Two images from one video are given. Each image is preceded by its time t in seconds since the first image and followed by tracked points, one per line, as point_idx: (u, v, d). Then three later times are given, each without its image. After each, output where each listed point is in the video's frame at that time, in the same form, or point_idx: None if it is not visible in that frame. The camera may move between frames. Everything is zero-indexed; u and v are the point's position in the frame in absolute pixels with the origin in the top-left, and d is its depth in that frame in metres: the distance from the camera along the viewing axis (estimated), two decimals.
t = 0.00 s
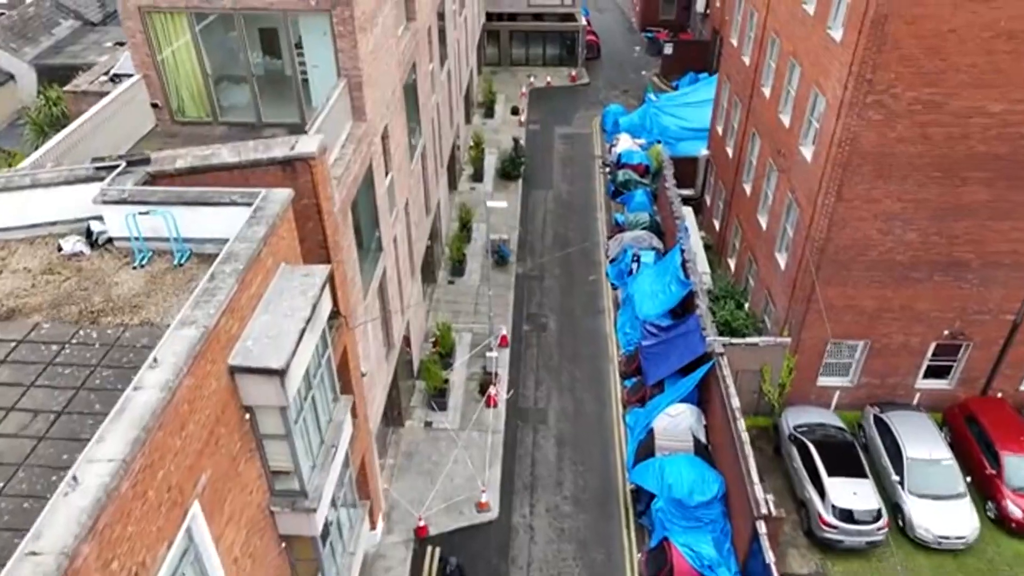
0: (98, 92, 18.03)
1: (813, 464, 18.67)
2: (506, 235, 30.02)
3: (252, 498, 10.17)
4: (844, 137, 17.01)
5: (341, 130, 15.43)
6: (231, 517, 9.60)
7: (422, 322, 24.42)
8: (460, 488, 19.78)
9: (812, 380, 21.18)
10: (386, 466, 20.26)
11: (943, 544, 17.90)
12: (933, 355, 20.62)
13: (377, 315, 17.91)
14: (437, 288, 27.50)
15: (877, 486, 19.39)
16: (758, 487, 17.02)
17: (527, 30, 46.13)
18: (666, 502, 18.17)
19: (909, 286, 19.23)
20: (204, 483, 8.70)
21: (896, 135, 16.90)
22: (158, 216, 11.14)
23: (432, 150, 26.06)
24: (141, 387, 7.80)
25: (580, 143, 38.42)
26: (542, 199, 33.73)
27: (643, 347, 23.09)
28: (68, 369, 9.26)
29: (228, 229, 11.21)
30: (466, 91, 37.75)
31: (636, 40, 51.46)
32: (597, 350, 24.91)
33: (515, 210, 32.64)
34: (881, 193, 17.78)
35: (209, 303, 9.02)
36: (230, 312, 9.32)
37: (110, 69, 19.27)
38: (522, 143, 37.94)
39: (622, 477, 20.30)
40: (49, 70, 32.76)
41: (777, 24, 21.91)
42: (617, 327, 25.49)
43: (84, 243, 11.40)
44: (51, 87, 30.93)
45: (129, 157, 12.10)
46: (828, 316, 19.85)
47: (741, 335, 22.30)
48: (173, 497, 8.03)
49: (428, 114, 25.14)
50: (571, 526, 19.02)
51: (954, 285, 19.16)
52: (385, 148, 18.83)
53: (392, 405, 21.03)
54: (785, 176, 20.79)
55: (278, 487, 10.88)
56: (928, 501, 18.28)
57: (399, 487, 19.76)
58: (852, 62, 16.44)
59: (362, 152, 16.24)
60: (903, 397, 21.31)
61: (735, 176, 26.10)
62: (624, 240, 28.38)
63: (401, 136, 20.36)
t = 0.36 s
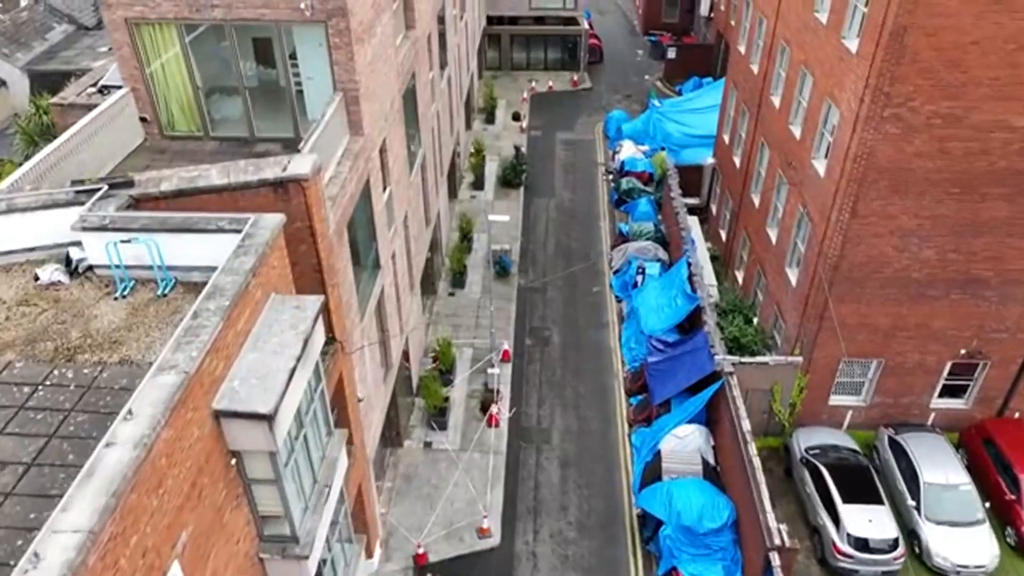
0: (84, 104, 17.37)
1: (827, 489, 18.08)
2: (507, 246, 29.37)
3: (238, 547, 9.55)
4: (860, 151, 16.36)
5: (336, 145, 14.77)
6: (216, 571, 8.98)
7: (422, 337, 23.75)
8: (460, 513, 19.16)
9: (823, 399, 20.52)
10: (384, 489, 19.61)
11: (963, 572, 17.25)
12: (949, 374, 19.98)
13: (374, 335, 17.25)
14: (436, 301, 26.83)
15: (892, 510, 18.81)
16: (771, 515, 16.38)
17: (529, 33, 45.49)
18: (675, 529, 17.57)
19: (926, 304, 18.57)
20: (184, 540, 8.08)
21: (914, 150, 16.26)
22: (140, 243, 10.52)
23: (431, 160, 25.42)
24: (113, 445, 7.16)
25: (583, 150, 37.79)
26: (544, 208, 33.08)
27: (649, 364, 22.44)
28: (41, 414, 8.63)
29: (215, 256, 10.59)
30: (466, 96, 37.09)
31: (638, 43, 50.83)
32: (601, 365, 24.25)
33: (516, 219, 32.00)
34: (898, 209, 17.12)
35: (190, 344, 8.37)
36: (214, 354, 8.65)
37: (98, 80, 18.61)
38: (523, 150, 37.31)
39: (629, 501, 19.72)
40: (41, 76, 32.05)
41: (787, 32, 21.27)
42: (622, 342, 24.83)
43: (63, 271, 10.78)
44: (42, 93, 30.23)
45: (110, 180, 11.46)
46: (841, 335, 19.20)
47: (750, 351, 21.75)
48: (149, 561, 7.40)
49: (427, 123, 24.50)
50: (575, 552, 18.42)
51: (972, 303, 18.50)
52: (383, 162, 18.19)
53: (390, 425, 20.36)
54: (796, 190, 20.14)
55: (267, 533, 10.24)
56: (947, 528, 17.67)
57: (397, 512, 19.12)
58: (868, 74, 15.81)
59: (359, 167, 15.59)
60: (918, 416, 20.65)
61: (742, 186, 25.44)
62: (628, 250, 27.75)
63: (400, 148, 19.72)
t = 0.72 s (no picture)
0: (69, 118, 16.77)
1: (838, 517, 17.58)
2: (507, 257, 28.79)
3: None
4: (874, 168, 15.76)
5: (329, 163, 14.20)
6: None
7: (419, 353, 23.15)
8: (459, 539, 18.57)
9: (833, 420, 19.92)
10: (380, 513, 19.02)
11: None
12: (962, 394, 19.39)
13: (369, 357, 16.65)
14: (435, 314, 26.24)
15: (907, 537, 18.26)
16: (781, 546, 15.80)
17: (529, 38, 44.91)
18: (680, 558, 16.98)
19: (940, 324, 17.98)
20: None
21: (929, 167, 15.66)
22: (117, 275, 9.90)
23: (430, 170, 24.84)
24: (75, 514, 6.56)
25: (584, 157, 37.20)
26: (544, 217, 32.49)
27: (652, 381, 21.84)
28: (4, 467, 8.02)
29: (198, 288, 9.97)
30: (466, 103, 36.50)
31: (640, 47, 50.26)
32: (604, 382, 23.63)
33: (516, 229, 31.41)
34: (912, 227, 16.52)
35: (164, 393, 7.75)
36: (192, 402, 8.03)
37: (84, 92, 18.01)
38: (523, 157, 36.72)
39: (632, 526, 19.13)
40: (32, 83, 31.37)
41: (796, 41, 20.67)
42: (625, 357, 24.25)
43: (36, 303, 10.18)
44: (32, 101, 29.57)
45: (87, 206, 10.90)
46: (852, 355, 18.61)
47: (757, 368, 21.01)
48: None
49: (425, 133, 23.91)
50: None
51: (988, 323, 17.91)
52: (379, 177, 17.59)
53: (386, 446, 19.76)
54: (805, 204, 19.53)
55: None
56: (963, 557, 17.09)
57: (394, 538, 18.53)
58: (882, 88, 15.21)
59: (354, 185, 15.00)
60: (930, 437, 20.06)
61: (748, 197, 24.84)
62: (631, 262, 27.18)
63: (396, 162, 19.14)
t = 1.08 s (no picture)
0: (51, 131, 16.20)
1: (846, 541, 17.09)
2: (506, 267, 28.22)
3: None
4: (885, 183, 15.18)
5: (319, 179, 13.65)
6: None
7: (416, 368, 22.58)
8: (455, 564, 18.01)
9: (841, 439, 19.34)
10: (374, 536, 18.45)
11: None
12: (974, 413, 18.81)
13: (362, 378, 16.08)
14: (431, 326, 25.65)
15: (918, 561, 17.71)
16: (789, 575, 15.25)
17: (528, 41, 44.33)
18: None
19: (952, 342, 17.40)
20: None
21: (942, 182, 15.09)
22: (88, 307, 9.33)
23: (427, 180, 24.28)
24: None
25: (584, 163, 36.62)
26: (544, 225, 31.92)
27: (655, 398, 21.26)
28: None
29: (174, 319, 9.37)
30: (464, 108, 35.94)
31: (640, 51, 49.72)
32: (605, 397, 23.04)
33: (515, 238, 30.84)
34: (924, 243, 15.94)
35: (130, 444, 7.18)
36: (161, 452, 7.46)
37: (67, 103, 17.45)
38: (522, 164, 36.13)
39: (634, 550, 18.58)
40: (21, 89, 30.71)
41: (801, 49, 20.11)
42: (626, 371, 23.67)
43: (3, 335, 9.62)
44: (21, 108, 28.91)
45: (60, 231, 10.40)
46: (861, 373, 18.03)
47: (762, 385, 20.56)
48: None
49: (422, 141, 23.35)
50: None
51: (1001, 342, 17.32)
52: (371, 191, 17.01)
53: (380, 466, 19.18)
54: (812, 217, 18.95)
55: None
56: None
57: (388, 563, 17.96)
58: (894, 100, 14.63)
59: (345, 202, 14.43)
60: (940, 457, 19.48)
61: (752, 208, 24.26)
62: (632, 273, 26.62)
63: (391, 175, 18.56)
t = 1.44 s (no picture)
0: (28, 143, 15.68)
1: (851, 566, 16.60)
2: (502, 276, 27.69)
3: None
4: (893, 197, 14.65)
5: (303, 194, 13.13)
6: None
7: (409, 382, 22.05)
8: None
9: (845, 458, 18.80)
10: (364, 559, 17.93)
11: None
12: (983, 432, 18.28)
13: (350, 398, 15.54)
14: (426, 338, 25.12)
15: None
16: None
17: (526, 45, 43.79)
18: None
19: (960, 359, 16.86)
20: None
21: (952, 197, 14.56)
22: (50, 339, 8.81)
23: (421, 189, 23.75)
24: None
25: (582, 169, 36.10)
26: (541, 232, 31.39)
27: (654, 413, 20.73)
28: None
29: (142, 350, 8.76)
30: (460, 113, 35.41)
31: (639, 53, 49.17)
32: (603, 412, 22.50)
33: (512, 246, 30.31)
34: (933, 259, 15.40)
35: (85, 497, 6.65)
36: (120, 504, 6.94)
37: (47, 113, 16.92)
38: (520, 169, 35.61)
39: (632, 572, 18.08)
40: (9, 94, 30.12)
41: (804, 57, 19.59)
42: (625, 385, 23.14)
43: None
44: (8, 114, 28.32)
45: (25, 256, 9.93)
46: (866, 391, 17.50)
47: (765, 402, 20.15)
48: None
49: (415, 149, 22.82)
50: None
51: (1011, 359, 16.79)
52: (361, 204, 16.49)
53: (371, 486, 18.65)
54: (816, 229, 18.42)
55: None
56: None
57: None
58: (902, 112, 14.10)
59: (331, 217, 13.89)
60: (947, 476, 18.95)
61: (753, 217, 23.73)
62: (631, 283, 26.11)
63: (382, 186, 18.03)
